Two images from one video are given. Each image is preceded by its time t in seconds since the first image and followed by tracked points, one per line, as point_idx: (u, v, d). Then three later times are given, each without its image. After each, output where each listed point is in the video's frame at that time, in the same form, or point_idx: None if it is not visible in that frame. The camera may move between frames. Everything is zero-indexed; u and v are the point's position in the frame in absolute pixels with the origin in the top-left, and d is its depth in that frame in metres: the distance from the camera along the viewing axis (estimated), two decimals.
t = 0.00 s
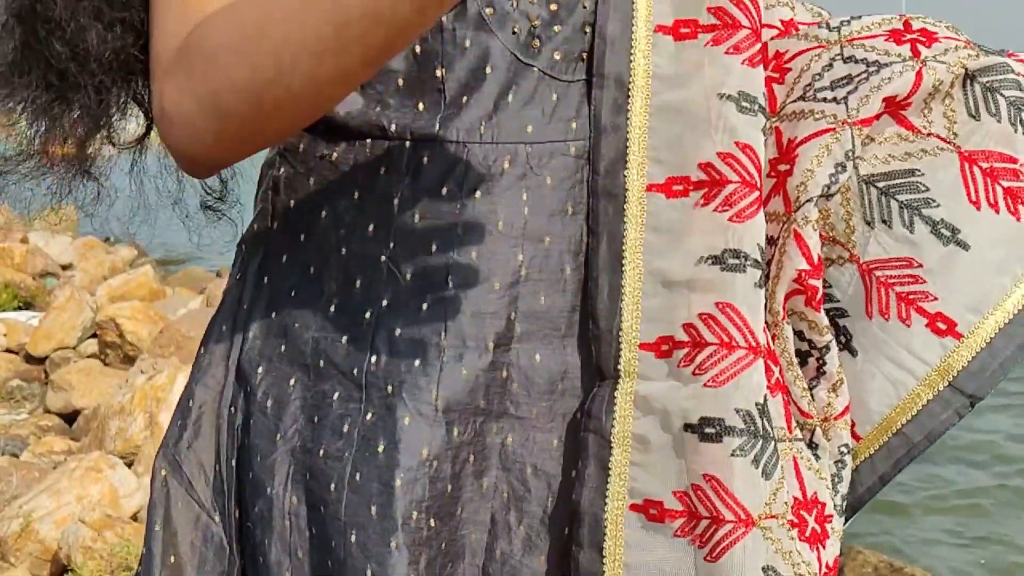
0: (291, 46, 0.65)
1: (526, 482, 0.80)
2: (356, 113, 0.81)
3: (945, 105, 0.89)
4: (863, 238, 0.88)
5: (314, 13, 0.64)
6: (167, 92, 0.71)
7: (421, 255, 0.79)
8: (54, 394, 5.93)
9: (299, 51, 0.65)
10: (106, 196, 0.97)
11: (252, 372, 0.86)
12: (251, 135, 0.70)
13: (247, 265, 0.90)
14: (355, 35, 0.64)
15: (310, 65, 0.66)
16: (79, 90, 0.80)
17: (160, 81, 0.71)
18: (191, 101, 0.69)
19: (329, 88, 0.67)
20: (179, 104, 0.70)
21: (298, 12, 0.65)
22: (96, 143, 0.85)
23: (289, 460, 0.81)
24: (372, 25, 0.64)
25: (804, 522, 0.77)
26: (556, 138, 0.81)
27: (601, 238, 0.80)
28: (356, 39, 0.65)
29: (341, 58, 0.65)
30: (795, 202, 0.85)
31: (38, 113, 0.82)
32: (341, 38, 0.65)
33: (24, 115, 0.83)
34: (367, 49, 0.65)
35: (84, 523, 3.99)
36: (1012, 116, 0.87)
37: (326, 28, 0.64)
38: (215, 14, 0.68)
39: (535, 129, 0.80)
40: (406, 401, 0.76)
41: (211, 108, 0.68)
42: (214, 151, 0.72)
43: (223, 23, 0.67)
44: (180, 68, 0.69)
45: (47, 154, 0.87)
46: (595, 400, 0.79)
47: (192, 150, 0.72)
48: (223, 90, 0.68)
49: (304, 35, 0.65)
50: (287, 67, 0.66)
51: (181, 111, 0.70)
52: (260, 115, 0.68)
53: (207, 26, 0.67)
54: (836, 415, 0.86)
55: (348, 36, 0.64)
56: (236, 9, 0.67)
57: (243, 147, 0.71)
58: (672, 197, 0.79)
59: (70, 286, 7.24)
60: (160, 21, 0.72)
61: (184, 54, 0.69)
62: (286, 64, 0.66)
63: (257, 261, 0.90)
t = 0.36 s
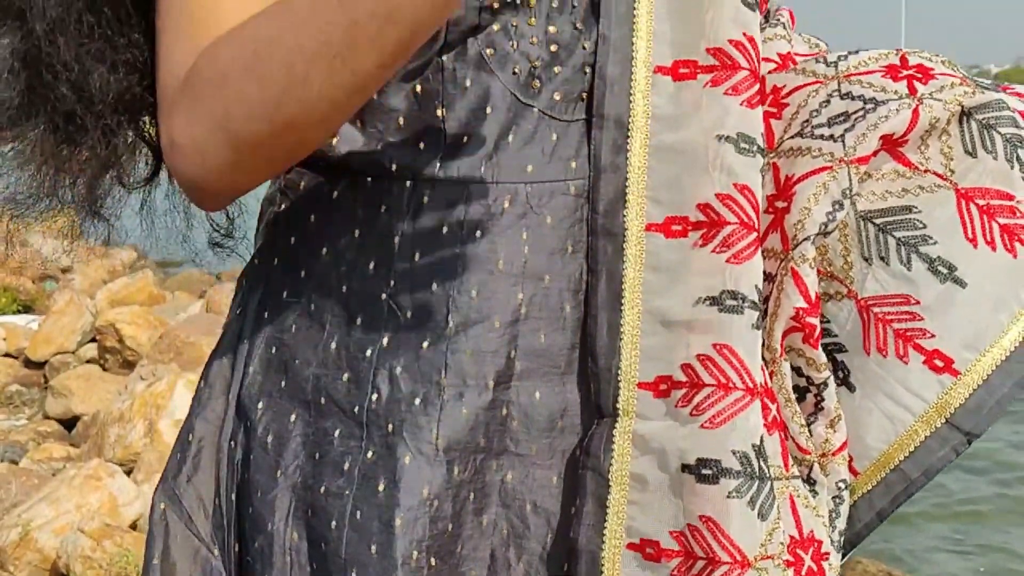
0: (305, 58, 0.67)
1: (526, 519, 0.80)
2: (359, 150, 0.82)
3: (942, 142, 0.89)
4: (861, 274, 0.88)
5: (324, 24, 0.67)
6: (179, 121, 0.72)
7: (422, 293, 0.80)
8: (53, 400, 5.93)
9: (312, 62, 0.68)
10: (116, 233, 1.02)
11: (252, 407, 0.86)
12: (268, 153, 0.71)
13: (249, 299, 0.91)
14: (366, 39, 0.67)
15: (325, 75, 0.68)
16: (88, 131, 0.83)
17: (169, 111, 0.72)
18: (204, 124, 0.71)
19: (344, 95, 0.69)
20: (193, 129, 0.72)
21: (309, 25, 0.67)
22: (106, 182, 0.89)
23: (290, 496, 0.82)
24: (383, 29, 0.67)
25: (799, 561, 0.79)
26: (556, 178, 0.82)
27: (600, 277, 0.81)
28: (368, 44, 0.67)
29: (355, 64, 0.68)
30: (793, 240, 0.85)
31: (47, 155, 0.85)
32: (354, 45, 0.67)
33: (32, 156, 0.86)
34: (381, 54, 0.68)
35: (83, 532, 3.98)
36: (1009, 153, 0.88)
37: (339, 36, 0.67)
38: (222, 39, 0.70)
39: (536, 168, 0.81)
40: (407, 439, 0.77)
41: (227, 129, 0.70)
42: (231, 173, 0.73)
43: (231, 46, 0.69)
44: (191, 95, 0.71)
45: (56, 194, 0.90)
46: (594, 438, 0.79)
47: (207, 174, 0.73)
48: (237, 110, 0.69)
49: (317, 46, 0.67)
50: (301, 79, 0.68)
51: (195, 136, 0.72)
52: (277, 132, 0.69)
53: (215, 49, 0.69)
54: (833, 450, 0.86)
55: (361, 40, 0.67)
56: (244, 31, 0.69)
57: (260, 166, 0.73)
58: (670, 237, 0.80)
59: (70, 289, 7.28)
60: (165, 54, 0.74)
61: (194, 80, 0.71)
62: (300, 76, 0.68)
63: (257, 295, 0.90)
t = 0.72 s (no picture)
0: (315, 70, 0.68)
1: (526, 559, 0.81)
2: (359, 192, 0.84)
3: (938, 181, 0.90)
4: (858, 313, 0.89)
5: (332, 35, 0.68)
6: (192, 152, 0.73)
7: (422, 335, 0.80)
8: (54, 407, 5.94)
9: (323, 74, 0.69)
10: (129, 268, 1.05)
11: (252, 446, 0.87)
12: (283, 173, 0.71)
13: (250, 337, 0.92)
14: (376, 46, 0.68)
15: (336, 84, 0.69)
16: (97, 177, 0.86)
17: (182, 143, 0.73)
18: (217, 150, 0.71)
19: (357, 105, 0.69)
20: (206, 157, 0.72)
21: (316, 39, 0.68)
22: (116, 224, 0.91)
23: (292, 536, 0.82)
24: (391, 34, 0.68)
25: None
26: (556, 220, 0.83)
27: (599, 319, 0.82)
28: (377, 50, 0.68)
29: (365, 72, 0.68)
30: (790, 281, 0.86)
31: (58, 200, 0.88)
32: (363, 52, 0.68)
33: (43, 202, 0.89)
34: (391, 60, 0.69)
35: (82, 544, 3.97)
36: (1004, 193, 0.89)
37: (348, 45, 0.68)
38: (231, 66, 0.72)
39: (535, 211, 0.82)
40: (408, 482, 0.77)
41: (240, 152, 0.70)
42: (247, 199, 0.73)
43: (241, 71, 0.70)
44: (202, 124, 0.72)
45: (67, 239, 0.92)
46: (592, 479, 0.80)
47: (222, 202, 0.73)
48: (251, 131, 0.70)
49: (326, 57, 0.68)
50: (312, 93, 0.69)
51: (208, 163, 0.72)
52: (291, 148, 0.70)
53: (226, 75, 0.70)
54: (831, 488, 0.87)
55: (369, 46, 0.68)
56: (253, 55, 0.70)
57: (276, 189, 0.72)
58: (669, 280, 0.81)
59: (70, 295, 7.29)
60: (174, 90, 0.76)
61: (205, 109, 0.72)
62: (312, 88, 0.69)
63: (258, 333, 0.90)
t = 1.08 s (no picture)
0: (326, 84, 0.70)
1: None
2: (358, 232, 0.85)
3: (933, 219, 0.91)
4: (854, 349, 0.90)
5: (339, 47, 0.70)
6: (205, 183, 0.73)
7: (422, 376, 0.81)
8: (54, 415, 5.93)
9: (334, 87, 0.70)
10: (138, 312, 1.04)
11: (252, 485, 0.87)
12: (303, 192, 0.72)
13: (250, 374, 0.92)
14: (386, 54, 0.69)
15: (348, 95, 0.70)
16: (105, 225, 0.86)
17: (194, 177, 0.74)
18: (232, 177, 0.72)
19: (371, 115, 0.71)
20: (221, 187, 0.73)
21: (323, 54, 0.70)
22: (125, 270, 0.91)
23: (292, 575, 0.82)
24: (398, 42, 0.69)
25: None
26: (555, 261, 0.83)
27: (598, 359, 0.83)
28: (387, 59, 0.70)
29: (377, 82, 0.70)
30: (787, 319, 0.87)
31: (68, 248, 0.89)
32: (373, 61, 0.70)
33: (53, 249, 0.90)
34: (401, 66, 0.70)
35: (82, 555, 3.97)
36: (997, 232, 0.90)
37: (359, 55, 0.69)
38: (238, 91, 0.72)
39: (534, 252, 0.83)
40: (408, 522, 0.78)
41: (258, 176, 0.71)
42: (268, 223, 0.74)
43: (249, 96, 0.71)
44: (213, 155, 0.72)
45: (77, 286, 0.92)
46: (591, 518, 0.81)
47: (241, 229, 0.74)
48: (266, 153, 0.71)
49: (337, 70, 0.69)
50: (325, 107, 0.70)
51: (224, 193, 0.73)
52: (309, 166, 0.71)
53: (235, 100, 0.71)
54: (828, 525, 0.87)
55: (380, 55, 0.69)
56: (260, 78, 0.71)
57: (297, 209, 0.73)
58: (668, 320, 0.82)
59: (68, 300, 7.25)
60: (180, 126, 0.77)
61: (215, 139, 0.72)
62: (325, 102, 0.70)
63: (258, 370, 0.91)
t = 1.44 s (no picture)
0: (335, 98, 0.70)
1: None
2: (357, 273, 0.86)
3: (928, 255, 0.92)
4: (850, 385, 0.90)
5: (346, 61, 0.70)
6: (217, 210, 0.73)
7: (422, 416, 0.82)
8: (54, 423, 5.94)
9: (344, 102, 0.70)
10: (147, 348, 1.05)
11: (252, 523, 0.88)
12: (317, 210, 0.72)
13: (249, 411, 0.93)
14: (394, 64, 0.70)
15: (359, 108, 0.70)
16: (115, 270, 0.87)
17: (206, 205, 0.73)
18: (245, 200, 0.72)
19: (382, 126, 0.71)
20: (234, 212, 0.72)
21: (331, 69, 0.70)
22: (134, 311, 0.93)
23: None
24: (406, 51, 0.70)
25: None
26: (555, 300, 0.84)
27: (598, 399, 0.83)
28: (395, 69, 0.70)
29: (387, 93, 0.70)
30: (783, 356, 0.88)
31: (78, 291, 0.90)
32: (381, 73, 0.70)
33: (64, 292, 0.91)
34: (410, 75, 0.70)
35: (82, 566, 3.97)
36: (993, 268, 0.90)
37: (366, 67, 0.69)
38: (247, 115, 0.73)
39: (533, 292, 0.84)
40: (409, 563, 0.79)
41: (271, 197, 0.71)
42: (284, 245, 0.73)
43: (258, 118, 0.71)
44: (225, 179, 0.72)
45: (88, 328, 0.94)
46: (592, 557, 0.82)
47: (255, 252, 0.73)
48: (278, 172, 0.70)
49: (346, 83, 0.70)
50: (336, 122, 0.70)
51: (237, 218, 0.72)
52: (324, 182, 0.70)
53: (244, 123, 0.71)
54: (827, 560, 0.88)
55: (388, 66, 0.70)
56: (269, 99, 0.72)
57: (314, 227, 0.73)
58: (666, 359, 0.83)
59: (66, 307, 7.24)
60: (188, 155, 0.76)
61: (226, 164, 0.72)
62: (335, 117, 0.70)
63: (258, 407, 0.92)
